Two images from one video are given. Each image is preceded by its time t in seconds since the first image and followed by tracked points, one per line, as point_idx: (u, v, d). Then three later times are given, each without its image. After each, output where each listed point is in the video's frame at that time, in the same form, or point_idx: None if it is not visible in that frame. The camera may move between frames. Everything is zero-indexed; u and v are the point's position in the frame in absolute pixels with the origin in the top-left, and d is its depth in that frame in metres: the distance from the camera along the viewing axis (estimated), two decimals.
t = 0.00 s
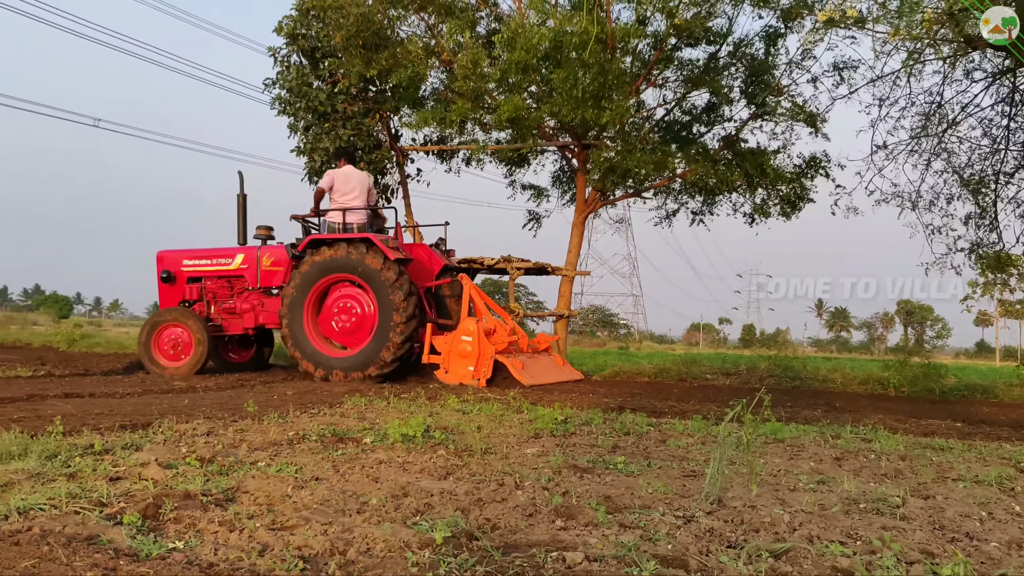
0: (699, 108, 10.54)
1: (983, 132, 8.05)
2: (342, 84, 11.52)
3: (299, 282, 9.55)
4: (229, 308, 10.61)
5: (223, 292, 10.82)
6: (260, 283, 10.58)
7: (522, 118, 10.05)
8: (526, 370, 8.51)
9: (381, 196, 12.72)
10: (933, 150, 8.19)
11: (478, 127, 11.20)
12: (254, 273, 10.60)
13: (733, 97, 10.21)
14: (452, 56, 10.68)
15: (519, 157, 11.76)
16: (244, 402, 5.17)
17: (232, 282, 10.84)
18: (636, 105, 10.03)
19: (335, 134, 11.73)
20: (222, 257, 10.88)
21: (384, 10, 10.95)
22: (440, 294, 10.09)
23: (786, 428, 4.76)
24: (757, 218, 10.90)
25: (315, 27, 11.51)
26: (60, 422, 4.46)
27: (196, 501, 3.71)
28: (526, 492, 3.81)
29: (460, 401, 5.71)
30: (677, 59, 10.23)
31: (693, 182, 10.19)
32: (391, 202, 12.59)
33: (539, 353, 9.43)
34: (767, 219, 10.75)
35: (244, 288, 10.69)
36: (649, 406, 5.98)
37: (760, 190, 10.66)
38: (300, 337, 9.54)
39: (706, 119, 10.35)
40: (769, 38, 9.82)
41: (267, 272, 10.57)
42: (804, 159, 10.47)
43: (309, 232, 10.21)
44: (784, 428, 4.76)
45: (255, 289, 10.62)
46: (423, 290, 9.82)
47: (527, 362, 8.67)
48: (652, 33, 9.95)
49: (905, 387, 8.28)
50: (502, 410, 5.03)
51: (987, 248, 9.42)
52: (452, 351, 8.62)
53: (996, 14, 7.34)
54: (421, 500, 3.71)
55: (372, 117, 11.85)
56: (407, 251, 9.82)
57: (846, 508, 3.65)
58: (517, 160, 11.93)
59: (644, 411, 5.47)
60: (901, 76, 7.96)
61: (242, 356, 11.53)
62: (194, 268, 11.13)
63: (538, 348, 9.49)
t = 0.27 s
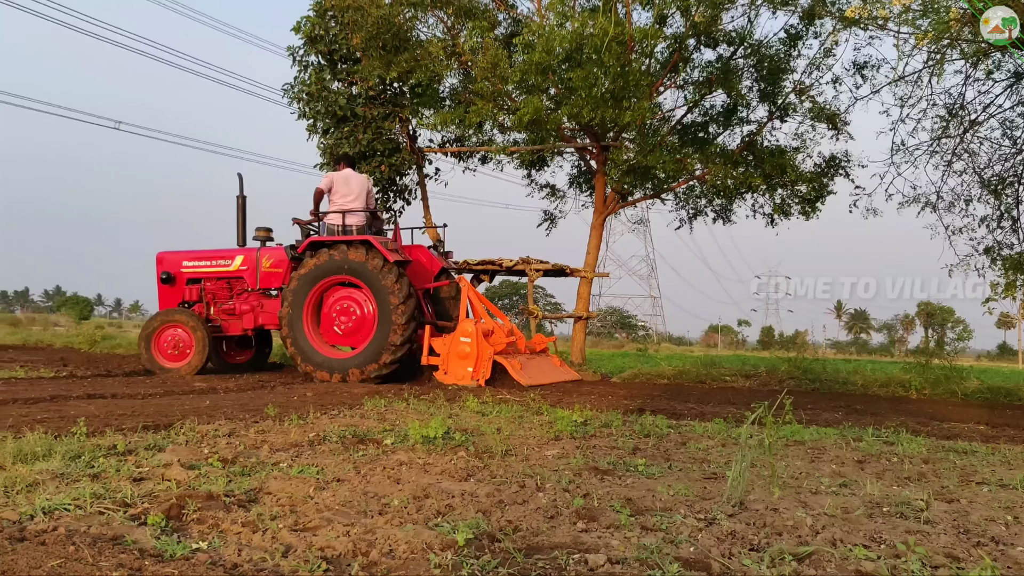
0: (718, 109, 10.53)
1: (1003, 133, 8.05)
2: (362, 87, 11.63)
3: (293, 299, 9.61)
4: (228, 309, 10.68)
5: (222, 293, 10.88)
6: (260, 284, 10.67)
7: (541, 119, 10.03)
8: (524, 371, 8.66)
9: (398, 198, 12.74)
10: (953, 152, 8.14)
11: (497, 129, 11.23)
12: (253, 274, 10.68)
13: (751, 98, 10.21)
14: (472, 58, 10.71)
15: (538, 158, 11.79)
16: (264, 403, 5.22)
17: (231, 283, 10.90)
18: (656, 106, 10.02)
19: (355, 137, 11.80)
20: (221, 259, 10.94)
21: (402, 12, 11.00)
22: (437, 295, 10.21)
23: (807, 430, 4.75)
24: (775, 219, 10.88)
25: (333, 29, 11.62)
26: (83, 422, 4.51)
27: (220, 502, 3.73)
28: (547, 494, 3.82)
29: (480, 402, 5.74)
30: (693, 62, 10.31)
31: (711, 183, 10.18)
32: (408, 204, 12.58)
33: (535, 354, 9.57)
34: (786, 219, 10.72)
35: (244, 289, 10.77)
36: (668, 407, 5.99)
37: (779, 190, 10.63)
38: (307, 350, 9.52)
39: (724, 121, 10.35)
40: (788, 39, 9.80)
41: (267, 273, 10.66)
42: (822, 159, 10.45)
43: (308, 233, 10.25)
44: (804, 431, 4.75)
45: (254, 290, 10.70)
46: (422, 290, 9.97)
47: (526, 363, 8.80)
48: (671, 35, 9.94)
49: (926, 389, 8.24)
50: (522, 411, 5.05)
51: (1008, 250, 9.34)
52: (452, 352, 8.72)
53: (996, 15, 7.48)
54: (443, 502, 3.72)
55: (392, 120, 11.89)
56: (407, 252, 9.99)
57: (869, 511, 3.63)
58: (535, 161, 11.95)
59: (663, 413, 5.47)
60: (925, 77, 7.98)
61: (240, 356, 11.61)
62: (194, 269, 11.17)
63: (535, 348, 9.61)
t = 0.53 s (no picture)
0: (736, 109, 10.53)
1: None
2: (381, 89, 11.65)
3: (290, 315, 9.59)
4: (228, 309, 10.72)
5: (222, 292, 10.92)
6: (259, 284, 10.72)
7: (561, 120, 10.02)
8: (523, 371, 8.70)
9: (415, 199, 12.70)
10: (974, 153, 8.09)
11: (515, 129, 11.24)
12: (253, 274, 10.73)
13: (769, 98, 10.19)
14: (492, 58, 10.70)
15: (557, 159, 11.80)
16: (285, 403, 5.26)
17: (231, 283, 10.94)
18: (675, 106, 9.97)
19: (375, 139, 11.82)
20: (221, 258, 10.99)
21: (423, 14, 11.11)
22: (436, 293, 10.29)
23: (828, 431, 4.75)
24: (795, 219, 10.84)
25: (351, 30, 11.62)
26: (106, 422, 4.54)
27: (242, 501, 3.75)
28: (568, 494, 3.82)
29: (499, 402, 5.77)
30: (711, 63, 10.30)
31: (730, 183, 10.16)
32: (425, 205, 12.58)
33: (533, 354, 9.61)
34: (805, 219, 10.67)
35: (244, 289, 10.82)
36: (687, 407, 5.99)
37: (798, 190, 10.60)
38: (318, 358, 9.45)
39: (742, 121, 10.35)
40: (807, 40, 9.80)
41: (267, 273, 10.72)
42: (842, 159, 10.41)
43: (309, 234, 10.30)
44: (825, 432, 4.74)
45: (254, 289, 10.75)
46: (422, 290, 10.06)
47: (524, 363, 8.83)
48: (689, 36, 9.94)
49: (948, 391, 8.18)
50: (541, 411, 5.06)
51: None
52: (451, 352, 8.76)
53: (997, 15, 7.32)
54: (464, 502, 3.73)
55: (411, 121, 11.89)
56: (407, 253, 10.07)
57: (892, 512, 3.62)
58: (554, 162, 11.97)
59: (682, 413, 5.48)
60: (947, 75, 8.03)
61: (237, 357, 11.64)
62: (193, 269, 11.21)
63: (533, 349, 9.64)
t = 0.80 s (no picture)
0: (769, 108, 10.46)
1: None
2: (414, 91, 11.66)
3: (309, 330, 9.62)
4: (244, 310, 10.81)
5: (238, 294, 11.00)
6: (275, 286, 10.78)
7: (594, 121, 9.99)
8: (539, 371, 8.75)
9: (448, 202, 12.66)
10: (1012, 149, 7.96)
11: (549, 132, 11.24)
12: (269, 276, 10.79)
13: (803, 97, 10.09)
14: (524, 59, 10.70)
15: (590, 160, 11.81)
16: (321, 404, 5.34)
17: (247, 284, 10.99)
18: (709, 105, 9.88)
19: (409, 141, 11.83)
20: (237, 260, 11.05)
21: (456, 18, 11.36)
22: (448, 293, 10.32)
23: (866, 432, 4.73)
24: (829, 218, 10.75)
25: (384, 33, 11.70)
26: (145, 425, 4.63)
27: (282, 503, 3.79)
28: (605, 496, 3.82)
29: (534, 403, 5.82)
30: (743, 62, 10.23)
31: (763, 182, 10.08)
32: (458, 206, 12.58)
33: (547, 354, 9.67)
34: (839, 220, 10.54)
35: (259, 290, 10.89)
36: (722, 408, 5.99)
37: (832, 189, 10.50)
38: (347, 365, 9.44)
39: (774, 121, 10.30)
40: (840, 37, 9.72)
41: (282, 275, 10.78)
42: (877, 157, 10.29)
43: (325, 235, 10.31)
44: (865, 433, 4.70)
45: (270, 291, 10.82)
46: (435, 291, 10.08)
47: (540, 364, 8.89)
48: (720, 38, 9.93)
49: (987, 391, 8.05)
50: (576, 413, 5.09)
51: None
52: (467, 353, 8.83)
53: (998, 15, 7.85)
54: (501, 504, 3.74)
55: (444, 123, 11.87)
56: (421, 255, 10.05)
57: (934, 515, 3.58)
58: (587, 164, 11.98)
59: (718, 413, 5.49)
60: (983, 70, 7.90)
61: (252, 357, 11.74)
62: (210, 270, 11.28)
63: (548, 349, 9.70)
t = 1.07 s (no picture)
0: (805, 107, 10.38)
1: None
2: (448, 93, 11.73)
3: (334, 345, 9.61)
4: (262, 313, 10.85)
5: (256, 297, 11.07)
6: (293, 289, 10.82)
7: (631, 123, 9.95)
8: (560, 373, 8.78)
9: (485, 204, 12.70)
10: None
11: (584, 133, 11.24)
12: (287, 279, 10.86)
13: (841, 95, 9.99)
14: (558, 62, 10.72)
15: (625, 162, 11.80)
16: (362, 408, 5.45)
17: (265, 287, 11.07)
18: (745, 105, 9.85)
19: (444, 142, 11.91)
20: (255, 263, 11.15)
21: (492, 20, 11.41)
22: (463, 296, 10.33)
23: (909, 434, 4.71)
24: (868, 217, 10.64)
25: (422, 37, 11.74)
26: (188, 428, 4.75)
27: (325, 505, 3.84)
28: (646, 498, 3.82)
29: (573, 406, 5.90)
30: (780, 60, 10.19)
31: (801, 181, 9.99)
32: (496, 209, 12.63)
33: (563, 355, 9.72)
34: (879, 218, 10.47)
35: (278, 293, 10.95)
36: (762, 409, 6.00)
37: (872, 188, 10.37)
38: (379, 369, 9.40)
39: (812, 120, 10.21)
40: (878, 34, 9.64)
41: (301, 278, 10.85)
42: (918, 155, 10.16)
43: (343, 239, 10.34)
44: (908, 434, 4.71)
45: (288, 294, 10.86)
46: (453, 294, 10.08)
47: (560, 365, 8.91)
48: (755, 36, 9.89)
49: None
50: (615, 416, 5.15)
51: None
52: (488, 354, 8.86)
53: (994, 16, 8.89)
54: (542, 506, 3.75)
55: (478, 125, 11.92)
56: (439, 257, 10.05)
57: (983, 518, 3.53)
58: (623, 165, 11.98)
59: (757, 415, 5.51)
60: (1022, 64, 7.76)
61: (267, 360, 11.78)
62: (229, 274, 11.37)
63: (565, 350, 9.73)
